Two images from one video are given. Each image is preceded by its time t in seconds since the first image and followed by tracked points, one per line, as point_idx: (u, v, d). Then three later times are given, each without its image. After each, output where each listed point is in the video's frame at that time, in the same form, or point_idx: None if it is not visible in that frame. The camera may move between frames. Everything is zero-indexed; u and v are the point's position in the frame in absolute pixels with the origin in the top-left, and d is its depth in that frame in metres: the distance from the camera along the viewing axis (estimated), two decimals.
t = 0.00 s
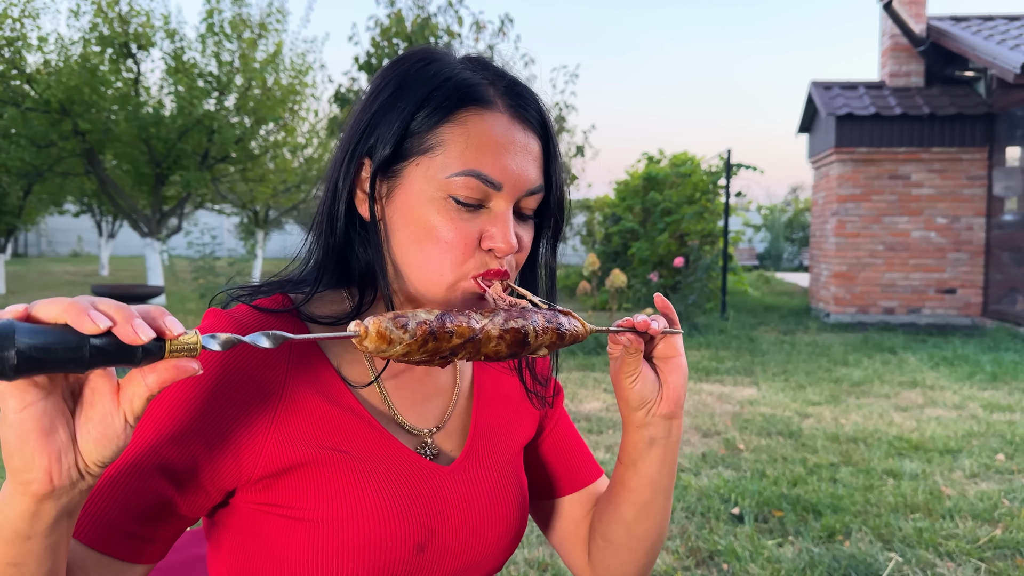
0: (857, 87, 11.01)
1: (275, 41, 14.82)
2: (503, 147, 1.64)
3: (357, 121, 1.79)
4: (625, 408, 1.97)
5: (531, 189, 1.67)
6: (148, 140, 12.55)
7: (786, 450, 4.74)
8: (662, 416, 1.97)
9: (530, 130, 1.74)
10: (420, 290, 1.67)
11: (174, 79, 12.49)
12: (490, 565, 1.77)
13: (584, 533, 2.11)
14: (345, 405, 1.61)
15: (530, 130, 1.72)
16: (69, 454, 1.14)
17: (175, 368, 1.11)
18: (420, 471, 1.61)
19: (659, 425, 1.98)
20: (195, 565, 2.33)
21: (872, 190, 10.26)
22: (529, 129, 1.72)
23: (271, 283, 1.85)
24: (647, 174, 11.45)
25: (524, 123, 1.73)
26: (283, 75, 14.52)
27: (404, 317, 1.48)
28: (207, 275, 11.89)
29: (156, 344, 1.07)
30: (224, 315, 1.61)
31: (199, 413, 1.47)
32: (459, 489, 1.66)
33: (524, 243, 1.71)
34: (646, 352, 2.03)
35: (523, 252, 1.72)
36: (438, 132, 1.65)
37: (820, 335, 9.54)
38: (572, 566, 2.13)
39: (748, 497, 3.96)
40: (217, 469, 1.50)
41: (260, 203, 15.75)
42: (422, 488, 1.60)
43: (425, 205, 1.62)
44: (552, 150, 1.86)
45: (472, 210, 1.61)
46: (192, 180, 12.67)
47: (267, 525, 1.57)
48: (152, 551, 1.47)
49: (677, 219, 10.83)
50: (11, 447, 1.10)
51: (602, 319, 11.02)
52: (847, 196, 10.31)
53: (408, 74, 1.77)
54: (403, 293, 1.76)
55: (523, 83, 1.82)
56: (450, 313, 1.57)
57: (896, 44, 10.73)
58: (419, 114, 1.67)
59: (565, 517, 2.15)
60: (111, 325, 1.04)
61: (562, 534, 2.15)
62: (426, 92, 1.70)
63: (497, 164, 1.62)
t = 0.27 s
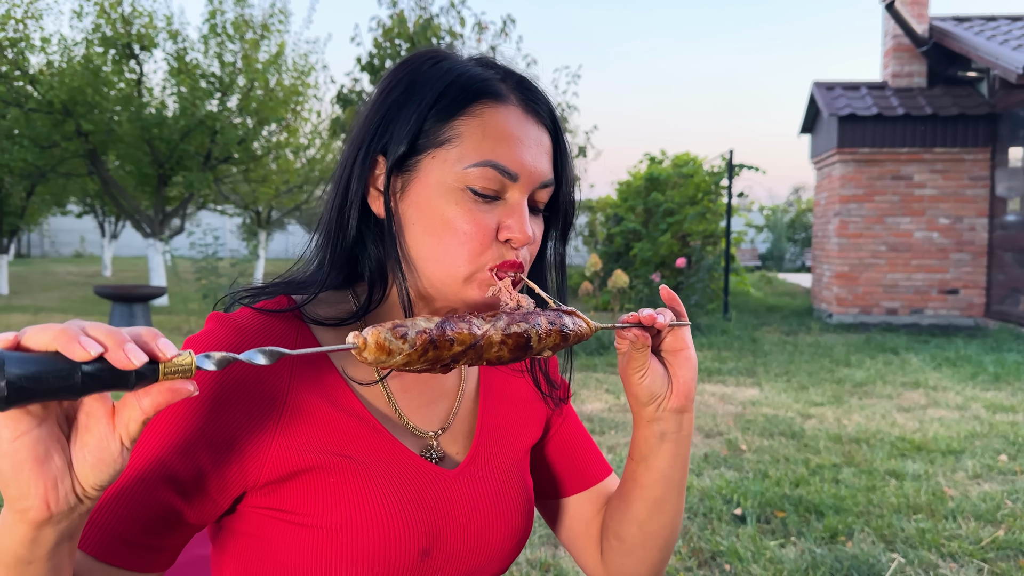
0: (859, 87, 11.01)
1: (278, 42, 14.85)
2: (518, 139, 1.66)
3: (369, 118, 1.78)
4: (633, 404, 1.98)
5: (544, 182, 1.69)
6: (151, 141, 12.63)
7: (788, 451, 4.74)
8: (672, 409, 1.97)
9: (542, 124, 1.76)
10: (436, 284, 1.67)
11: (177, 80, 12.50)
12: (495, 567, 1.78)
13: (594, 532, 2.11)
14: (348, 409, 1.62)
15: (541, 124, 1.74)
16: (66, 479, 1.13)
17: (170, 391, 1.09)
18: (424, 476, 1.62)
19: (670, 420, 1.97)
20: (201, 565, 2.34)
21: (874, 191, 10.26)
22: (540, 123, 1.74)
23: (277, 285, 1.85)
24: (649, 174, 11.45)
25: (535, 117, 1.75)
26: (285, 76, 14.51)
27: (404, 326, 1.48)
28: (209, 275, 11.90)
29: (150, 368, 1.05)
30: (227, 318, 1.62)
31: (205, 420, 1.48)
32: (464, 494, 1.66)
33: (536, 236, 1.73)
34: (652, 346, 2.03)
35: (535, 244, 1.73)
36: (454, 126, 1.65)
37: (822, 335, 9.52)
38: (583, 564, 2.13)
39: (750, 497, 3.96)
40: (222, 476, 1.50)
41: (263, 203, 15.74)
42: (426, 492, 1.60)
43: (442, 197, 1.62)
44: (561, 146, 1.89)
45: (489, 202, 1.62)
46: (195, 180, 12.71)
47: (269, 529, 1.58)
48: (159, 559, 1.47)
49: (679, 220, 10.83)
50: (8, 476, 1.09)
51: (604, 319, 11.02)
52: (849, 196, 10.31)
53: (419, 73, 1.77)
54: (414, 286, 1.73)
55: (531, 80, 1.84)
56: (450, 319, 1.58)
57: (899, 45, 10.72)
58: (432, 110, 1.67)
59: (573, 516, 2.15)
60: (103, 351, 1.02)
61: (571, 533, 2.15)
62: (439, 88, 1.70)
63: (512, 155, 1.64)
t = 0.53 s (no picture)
0: (861, 88, 11.00)
1: (279, 42, 14.87)
2: (533, 150, 1.67)
3: (384, 116, 1.76)
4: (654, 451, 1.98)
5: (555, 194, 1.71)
6: (153, 141, 12.65)
7: (790, 451, 4.74)
8: (689, 448, 1.97)
9: (556, 134, 1.77)
10: (444, 290, 1.67)
11: (179, 80, 12.52)
12: (499, 567, 1.78)
13: (592, 541, 2.10)
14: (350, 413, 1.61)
15: (555, 136, 1.76)
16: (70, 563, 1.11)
17: (181, 481, 1.03)
18: (427, 482, 1.61)
19: (684, 457, 1.97)
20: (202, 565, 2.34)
21: (876, 191, 10.25)
22: (554, 135, 1.75)
23: (279, 288, 1.86)
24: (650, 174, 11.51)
25: (550, 128, 1.76)
26: (287, 76, 14.53)
27: (426, 394, 1.44)
28: (211, 275, 11.91)
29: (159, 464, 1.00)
30: (231, 326, 1.62)
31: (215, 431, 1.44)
32: (466, 498, 1.66)
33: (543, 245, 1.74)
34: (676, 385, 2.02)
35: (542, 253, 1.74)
36: (472, 132, 1.65)
37: (824, 336, 9.51)
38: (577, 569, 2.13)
39: (752, 498, 3.96)
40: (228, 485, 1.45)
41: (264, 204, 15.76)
42: (428, 499, 1.60)
43: (456, 202, 1.62)
44: (569, 158, 1.91)
45: (501, 211, 1.63)
46: (197, 180, 12.73)
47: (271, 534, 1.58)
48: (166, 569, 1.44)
49: (681, 220, 10.83)
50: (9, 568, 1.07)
51: (605, 319, 11.02)
52: (851, 197, 10.30)
53: (438, 74, 1.75)
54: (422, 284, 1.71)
55: (546, 90, 1.85)
56: (471, 383, 1.55)
57: (900, 45, 10.72)
58: (450, 114, 1.67)
59: (573, 521, 2.13)
60: (112, 452, 0.96)
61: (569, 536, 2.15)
62: (457, 92, 1.70)
63: (528, 164, 1.65)
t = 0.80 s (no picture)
0: (863, 88, 11.00)
1: (281, 42, 14.89)
2: (534, 144, 1.67)
3: (383, 118, 1.76)
4: (666, 475, 1.95)
5: (559, 188, 1.70)
6: (154, 141, 12.66)
7: (792, 452, 4.74)
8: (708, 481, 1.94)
9: (559, 129, 1.77)
10: (448, 290, 1.66)
11: (181, 80, 12.53)
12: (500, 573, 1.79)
13: (593, 547, 2.09)
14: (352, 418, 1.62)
15: (557, 130, 1.75)
16: None
17: (205, 547, 1.03)
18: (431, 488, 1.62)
19: (700, 487, 1.95)
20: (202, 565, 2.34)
21: (877, 191, 10.24)
22: (555, 129, 1.75)
23: (284, 289, 1.87)
24: (652, 174, 11.64)
25: (552, 123, 1.76)
26: (289, 76, 14.54)
27: (458, 452, 1.41)
28: (212, 275, 11.91)
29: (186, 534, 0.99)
30: (235, 330, 1.61)
31: (220, 435, 1.43)
32: (470, 504, 1.66)
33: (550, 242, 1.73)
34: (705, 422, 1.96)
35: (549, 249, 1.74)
36: (471, 128, 1.66)
37: (825, 337, 9.50)
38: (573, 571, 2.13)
39: (754, 498, 3.96)
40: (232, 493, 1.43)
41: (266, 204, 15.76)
42: (433, 505, 1.60)
43: (458, 199, 1.62)
44: (574, 152, 1.91)
45: (504, 207, 1.63)
46: (198, 181, 12.75)
47: (275, 544, 1.55)
48: None
49: (682, 221, 10.83)
50: None
51: (606, 320, 11.03)
52: (852, 197, 10.29)
53: (436, 73, 1.76)
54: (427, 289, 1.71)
55: (546, 85, 1.85)
56: (505, 438, 1.52)
57: (902, 45, 10.72)
58: (449, 112, 1.67)
59: (574, 527, 2.11)
60: (137, 527, 0.96)
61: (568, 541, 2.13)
62: (455, 89, 1.70)
63: (529, 158, 1.65)
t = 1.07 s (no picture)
0: (864, 88, 10.99)
1: (281, 43, 14.90)
2: (540, 147, 1.66)
3: (390, 125, 1.77)
4: (676, 481, 1.94)
5: (568, 191, 1.69)
6: (156, 142, 12.67)
7: (793, 452, 4.73)
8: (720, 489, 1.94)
9: (567, 130, 1.76)
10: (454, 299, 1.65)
11: (182, 81, 12.53)
12: None
13: (597, 552, 2.07)
14: (359, 430, 1.61)
15: (566, 133, 1.74)
16: None
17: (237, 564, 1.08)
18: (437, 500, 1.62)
19: (709, 494, 1.95)
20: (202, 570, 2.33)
21: (879, 191, 10.24)
22: (565, 132, 1.74)
23: (294, 296, 1.87)
24: (653, 174, 11.68)
25: (561, 125, 1.75)
26: (290, 77, 14.54)
27: (486, 474, 1.42)
28: (213, 275, 11.92)
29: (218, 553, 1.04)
30: (242, 336, 1.61)
31: (228, 443, 1.43)
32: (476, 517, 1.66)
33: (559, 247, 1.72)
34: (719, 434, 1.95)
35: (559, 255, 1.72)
36: (476, 132, 1.66)
37: (826, 337, 9.49)
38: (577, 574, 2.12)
39: (755, 499, 3.96)
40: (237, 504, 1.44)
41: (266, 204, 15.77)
42: (438, 518, 1.60)
43: (463, 205, 1.62)
44: (586, 156, 1.89)
45: (511, 211, 1.62)
46: (199, 181, 12.76)
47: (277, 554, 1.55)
48: None
49: (683, 221, 10.82)
50: None
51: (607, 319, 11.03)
52: (853, 197, 10.29)
53: (442, 79, 1.76)
54: (435, 300, 1.70)
55: (556, 88, 1.84)
56: (533, 460, 1.53)
57: (903, 45, 10.72)
58: (453, 117, 1.67)
59: (579, 532, 2.10)
60: (173, 549, 1.00)
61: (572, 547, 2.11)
62: (461, 94, 1.70)
63: (535, 161, 1.64)
